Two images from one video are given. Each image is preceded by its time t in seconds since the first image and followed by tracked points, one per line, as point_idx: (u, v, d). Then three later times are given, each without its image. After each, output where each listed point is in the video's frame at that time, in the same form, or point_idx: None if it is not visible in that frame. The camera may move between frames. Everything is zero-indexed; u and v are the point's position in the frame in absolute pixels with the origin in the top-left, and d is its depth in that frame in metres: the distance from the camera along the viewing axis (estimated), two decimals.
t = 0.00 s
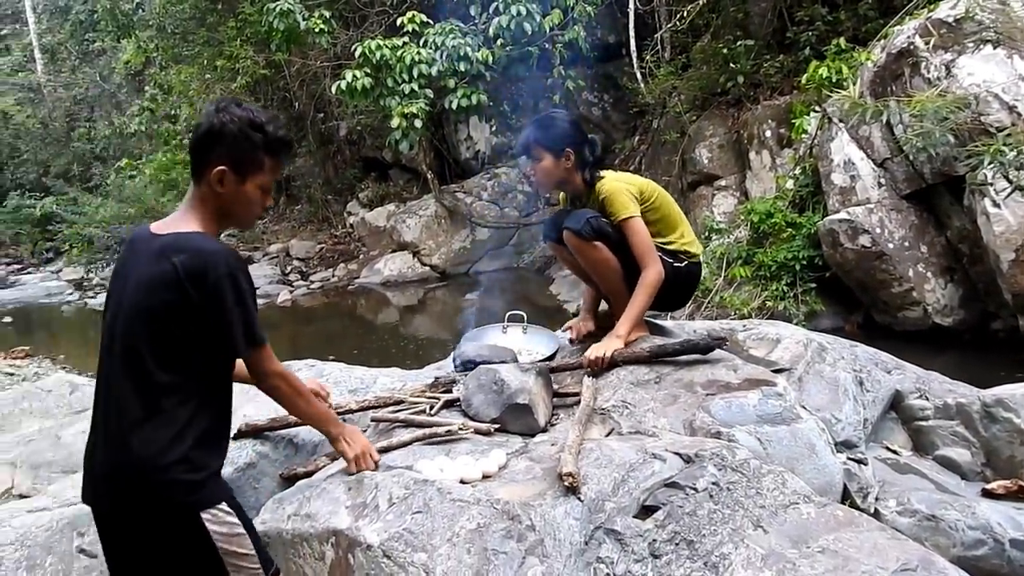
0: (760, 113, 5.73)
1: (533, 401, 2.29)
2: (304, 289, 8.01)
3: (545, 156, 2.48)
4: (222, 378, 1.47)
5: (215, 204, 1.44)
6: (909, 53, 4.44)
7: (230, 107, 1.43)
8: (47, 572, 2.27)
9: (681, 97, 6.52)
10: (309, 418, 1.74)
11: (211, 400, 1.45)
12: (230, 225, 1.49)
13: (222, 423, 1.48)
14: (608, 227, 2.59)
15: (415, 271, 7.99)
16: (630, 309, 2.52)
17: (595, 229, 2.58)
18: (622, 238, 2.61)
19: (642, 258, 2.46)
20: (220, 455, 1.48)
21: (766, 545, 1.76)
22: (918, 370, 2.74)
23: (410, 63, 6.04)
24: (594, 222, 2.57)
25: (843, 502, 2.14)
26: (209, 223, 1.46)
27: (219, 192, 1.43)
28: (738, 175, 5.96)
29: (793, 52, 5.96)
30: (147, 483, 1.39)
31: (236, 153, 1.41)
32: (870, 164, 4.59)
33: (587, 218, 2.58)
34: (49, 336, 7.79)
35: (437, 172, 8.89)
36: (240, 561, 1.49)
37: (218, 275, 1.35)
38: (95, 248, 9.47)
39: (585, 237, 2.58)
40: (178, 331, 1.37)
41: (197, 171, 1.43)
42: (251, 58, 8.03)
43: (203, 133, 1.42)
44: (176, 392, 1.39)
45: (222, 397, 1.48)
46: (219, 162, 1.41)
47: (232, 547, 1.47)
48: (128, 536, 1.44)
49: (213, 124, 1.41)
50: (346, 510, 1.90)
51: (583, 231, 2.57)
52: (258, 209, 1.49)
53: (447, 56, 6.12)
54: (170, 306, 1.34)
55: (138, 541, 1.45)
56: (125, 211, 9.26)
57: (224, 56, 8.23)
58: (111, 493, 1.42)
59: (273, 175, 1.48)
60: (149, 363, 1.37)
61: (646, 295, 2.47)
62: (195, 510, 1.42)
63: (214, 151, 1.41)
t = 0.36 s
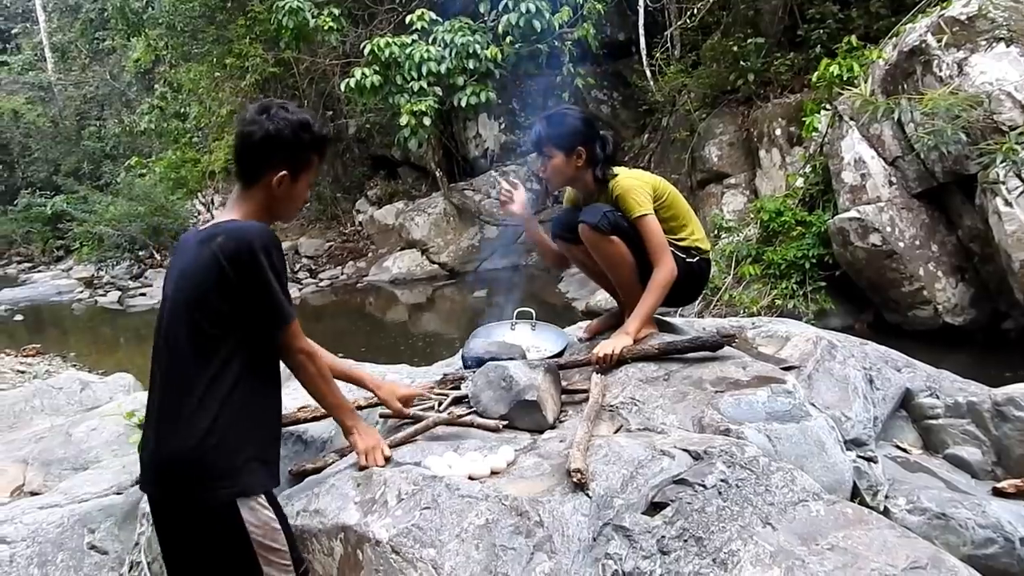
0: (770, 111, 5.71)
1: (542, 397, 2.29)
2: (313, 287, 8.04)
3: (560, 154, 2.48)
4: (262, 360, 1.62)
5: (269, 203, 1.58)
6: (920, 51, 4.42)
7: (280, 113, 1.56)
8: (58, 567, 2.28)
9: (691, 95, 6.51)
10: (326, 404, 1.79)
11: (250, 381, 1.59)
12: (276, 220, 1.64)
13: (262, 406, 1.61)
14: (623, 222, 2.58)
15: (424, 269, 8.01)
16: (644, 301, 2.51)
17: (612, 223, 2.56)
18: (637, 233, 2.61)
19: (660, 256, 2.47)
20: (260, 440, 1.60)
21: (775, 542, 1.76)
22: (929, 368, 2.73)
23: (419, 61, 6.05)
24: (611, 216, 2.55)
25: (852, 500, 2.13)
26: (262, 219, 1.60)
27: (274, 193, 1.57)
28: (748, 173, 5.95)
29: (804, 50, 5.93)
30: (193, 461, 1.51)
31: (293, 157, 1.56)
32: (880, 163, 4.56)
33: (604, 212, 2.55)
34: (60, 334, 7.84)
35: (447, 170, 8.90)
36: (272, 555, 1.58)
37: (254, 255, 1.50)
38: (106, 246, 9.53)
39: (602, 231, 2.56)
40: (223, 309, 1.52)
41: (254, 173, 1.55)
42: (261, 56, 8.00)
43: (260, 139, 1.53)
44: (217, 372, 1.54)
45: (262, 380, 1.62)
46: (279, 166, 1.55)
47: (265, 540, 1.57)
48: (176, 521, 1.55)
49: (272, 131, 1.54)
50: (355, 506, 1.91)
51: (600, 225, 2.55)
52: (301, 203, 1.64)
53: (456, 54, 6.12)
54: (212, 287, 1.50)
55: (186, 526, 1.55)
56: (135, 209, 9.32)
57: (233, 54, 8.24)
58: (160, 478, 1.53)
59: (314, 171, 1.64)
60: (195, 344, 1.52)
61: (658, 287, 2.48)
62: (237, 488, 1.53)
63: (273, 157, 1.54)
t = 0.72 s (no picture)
0: (777, 104, 5.69)
1: (546, 389, 2.28)
2: (317, 278, 8.05)
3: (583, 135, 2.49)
4: (280, 339, 1.65)
5: (281, 178, 1.58)
6: (929, 43, 4.39)
7: (281, 86, 1.56)
8: (64, 556, 2.30)
9: (697, 87, 6.50)
10: (330, 390, 1.79)
11: (270, 362, 1.62)
12: (293, 195, 1.63)
13: (283, 386, 1.64)
14: (637, 209, 2.57)
15: (428, 261, 8.02)
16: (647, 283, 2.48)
17: (626, 211, 2.55)
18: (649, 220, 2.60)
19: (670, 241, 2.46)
20: (282, 420, 1.62)
21: (778, 534, 1.75)
22: (935, 361, 2.72)
23: (424, 51, 6.05)
24: (624, 203, 2.55)
25: (857, 493, 2.13)
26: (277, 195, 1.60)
27: (285, 169, 1.57)
28: (754, 166, 5.93)
29: (812, 42, 5.89)
30: (223, 442, 1.54)
31: (299, 130, 1.56)
32: (887, 156, 4.53)
33: (616, 199, 2.55)
34: (66, 323, 7.88)
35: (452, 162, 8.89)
36: (288, 536, 1.66)
37: (271, 234, 1.51)
38: (112, 236, 9.56)
39: (615, 218, 2.55)
40: (242, 289, 1.53)
41: (263, 150, 1.55)
42: (267, 46, 8.01)
43: (265, 114, 1.53)
44: (241, 352, 1.56)
45: (281, 359, 1.66)
46: (285, 140, 1.55)
47: (285, 522, 1.64)
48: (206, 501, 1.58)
49: (279, 105, 1.54)
50: (358, 496, 1.91)
51: (614, 212, 2.54)
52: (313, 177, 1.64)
53: (462, 44, 6.11)
54: (232, 268, 1.52)
55: (217, 506, 1.58)
56: (142, 199, 9.34)
57: (239, 43, 8.28)
58: (191, 460, 1.56)
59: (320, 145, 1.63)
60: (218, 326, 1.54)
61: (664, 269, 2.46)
62: (265, 465, 1.56)
63: (281, 131, 1.54)
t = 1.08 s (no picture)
0: (781, 96, 5.67)
1: (548, 379, 2.29)
2: (320, 269, 8.06)
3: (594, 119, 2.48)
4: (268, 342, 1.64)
5: (263, 158, 1.58)
6: (934, 35, 4.37)
7: (255, 64, 1.55)
8: (66, 545, 2.30)
9: (701, 79, 6.51)
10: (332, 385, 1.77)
11: (261, 356, 1.64)
12: (282, 177, 1.63)
13: (274, 380, 1.65)
14: (637, 201, 2.57)
15: (431, 253, 8.02)
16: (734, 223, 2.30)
17: (626, 203, 2.55)
18: (650, 210, 2.61)
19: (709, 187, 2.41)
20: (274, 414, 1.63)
21: (780, 525, 1.74)
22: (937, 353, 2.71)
23: (427, 42, 6.04)
24: (626, 195, 2.54)
25: (858, 485, 2.13)
26: (263, 176, 1.60)
27: (264, 149, 1.56)
28: (758, 158, 5.92)
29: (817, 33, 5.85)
30: (212, 430, 1.59)
31: (274, 108, 1.55)
32: (892, 148, 4.51)
33: (618, 192, 2.54)
34: (70, 313, 7.89)
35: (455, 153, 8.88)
36: (283, 527, 1.66)
37: (245, 230, 1.52)
38: (115, 227, 9.56)
39: (617, 210, 2.55)
40: (221, 284, 1.57)
41: (242, 132, 1.56)
42: (270, 36, 7.99)
43: (240, 95, 1.54)
44: (227, 346, 1.59)
45: (274, 356, 1.66)
46: (260, 118, 1.54)
47: (278, 512, 1.64)
48: (204, 486, 1.63)
49: (251, 84, 1.54)
50: (360, 487, 1.92)
51: (615, 205, 2.54)
52: (301, 156, 1.62)
53: (465, 35, 6.09)
54: (212, 265, 1.56)
55: (214, 493, 1.63)
56: (145, 189, 9.34)
57: (241, 33, 8.12)
58: (188, 448, 1.63)
59: (308, 124, 1.62)
60: (204, 320, 1.59)
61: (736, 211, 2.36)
62: (255, 456, 1.59)
63: (257, 110, 1.54)
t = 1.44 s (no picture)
0: (781, 88, 5.66)
1: (547, 372, 2.30)
2: (319, 260, 8.06)
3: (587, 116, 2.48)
4: (264, 338, 1.65)
5: (257, 155, 1.58)
6: (934, 28, 4.37)
7: (237, 60, 1.55)
8: (66, 535, 2.31)
9: (701, 71, 6.51)
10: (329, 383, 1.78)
11: (256, 350, 1.65)
12: (279, 170, 1.63)
13: (269, 374, 1.66)
14: (623, 198, 2.60)
15: (431, 245, 8.01)
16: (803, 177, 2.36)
17: (613, 200, 2.58)
18: (640, 206, 2.62)
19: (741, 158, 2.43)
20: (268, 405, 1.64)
21: (777, 518, 1.76)
22: (934, 346, 2.72)
23: (428, 34, 6.03)
24: (610, 193, 2.58)
25: (856, 477, 2.14)
26: (261, 172, 1.61)
27: (256, 144, 1.57)
28: (757, 151, 5.92)
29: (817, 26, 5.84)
30: (208, 423, 1.61)
31: (262, 104, 1.54)
32: (891, 141, 4.51)
33: (603, 189, 2.58)
34: (69, 303, 7.89)
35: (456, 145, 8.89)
36: (281, 519, 1.66)
37: (242, 227, 1.52)
38: (114, 217, 9.55)
39: (603, 208, 2.57)
40: (218, 281, 1.57)
41: (233, 130, 1.57)
42: (270, 27, 7.98)
43: (227, 97, 1.54)
44: (223, 340, 1.61)
45: (270, 351, 1.67)
46: (249, 117, 1.55)
47: (275, 504, 1.64)
48: (202, 477, 1.66)
49: (234, 81, 1.53)
50: (359, 479, 1.92)
51: (601, 203, 2.57)
52: (295, 148, 1.62)
53: (466, 27, 6.08)
54: (209, 261, 1.56)
55: (210, 482, 1.66)
56: (144, 179, 9.35)
57: (241, 23, 8.03)
58: (185, 437, 1.65)
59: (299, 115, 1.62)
60: (201, 316, 1.60)
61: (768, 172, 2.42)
62: (249, 449, 1.60)
63: (245, 108, 1.54)
